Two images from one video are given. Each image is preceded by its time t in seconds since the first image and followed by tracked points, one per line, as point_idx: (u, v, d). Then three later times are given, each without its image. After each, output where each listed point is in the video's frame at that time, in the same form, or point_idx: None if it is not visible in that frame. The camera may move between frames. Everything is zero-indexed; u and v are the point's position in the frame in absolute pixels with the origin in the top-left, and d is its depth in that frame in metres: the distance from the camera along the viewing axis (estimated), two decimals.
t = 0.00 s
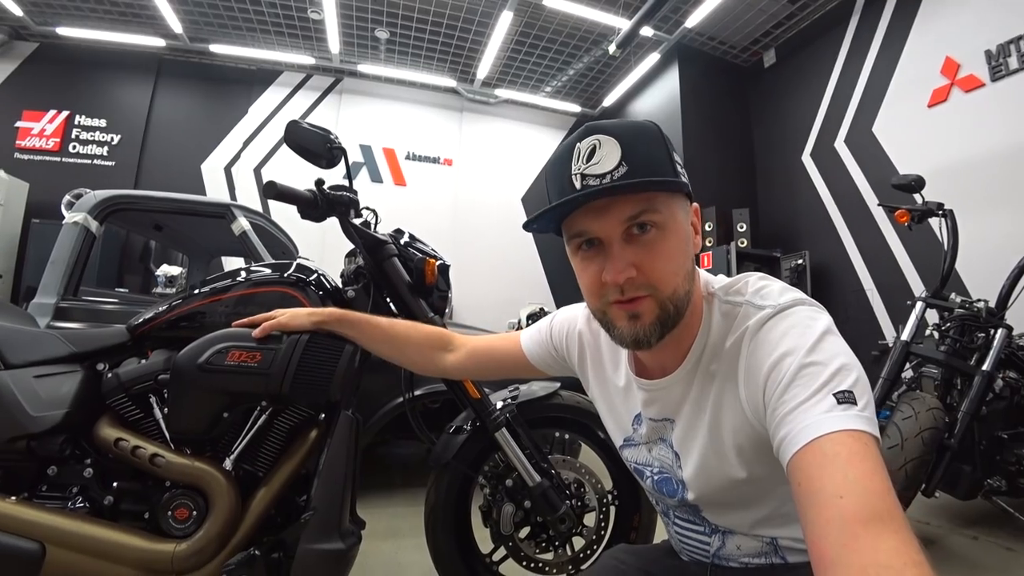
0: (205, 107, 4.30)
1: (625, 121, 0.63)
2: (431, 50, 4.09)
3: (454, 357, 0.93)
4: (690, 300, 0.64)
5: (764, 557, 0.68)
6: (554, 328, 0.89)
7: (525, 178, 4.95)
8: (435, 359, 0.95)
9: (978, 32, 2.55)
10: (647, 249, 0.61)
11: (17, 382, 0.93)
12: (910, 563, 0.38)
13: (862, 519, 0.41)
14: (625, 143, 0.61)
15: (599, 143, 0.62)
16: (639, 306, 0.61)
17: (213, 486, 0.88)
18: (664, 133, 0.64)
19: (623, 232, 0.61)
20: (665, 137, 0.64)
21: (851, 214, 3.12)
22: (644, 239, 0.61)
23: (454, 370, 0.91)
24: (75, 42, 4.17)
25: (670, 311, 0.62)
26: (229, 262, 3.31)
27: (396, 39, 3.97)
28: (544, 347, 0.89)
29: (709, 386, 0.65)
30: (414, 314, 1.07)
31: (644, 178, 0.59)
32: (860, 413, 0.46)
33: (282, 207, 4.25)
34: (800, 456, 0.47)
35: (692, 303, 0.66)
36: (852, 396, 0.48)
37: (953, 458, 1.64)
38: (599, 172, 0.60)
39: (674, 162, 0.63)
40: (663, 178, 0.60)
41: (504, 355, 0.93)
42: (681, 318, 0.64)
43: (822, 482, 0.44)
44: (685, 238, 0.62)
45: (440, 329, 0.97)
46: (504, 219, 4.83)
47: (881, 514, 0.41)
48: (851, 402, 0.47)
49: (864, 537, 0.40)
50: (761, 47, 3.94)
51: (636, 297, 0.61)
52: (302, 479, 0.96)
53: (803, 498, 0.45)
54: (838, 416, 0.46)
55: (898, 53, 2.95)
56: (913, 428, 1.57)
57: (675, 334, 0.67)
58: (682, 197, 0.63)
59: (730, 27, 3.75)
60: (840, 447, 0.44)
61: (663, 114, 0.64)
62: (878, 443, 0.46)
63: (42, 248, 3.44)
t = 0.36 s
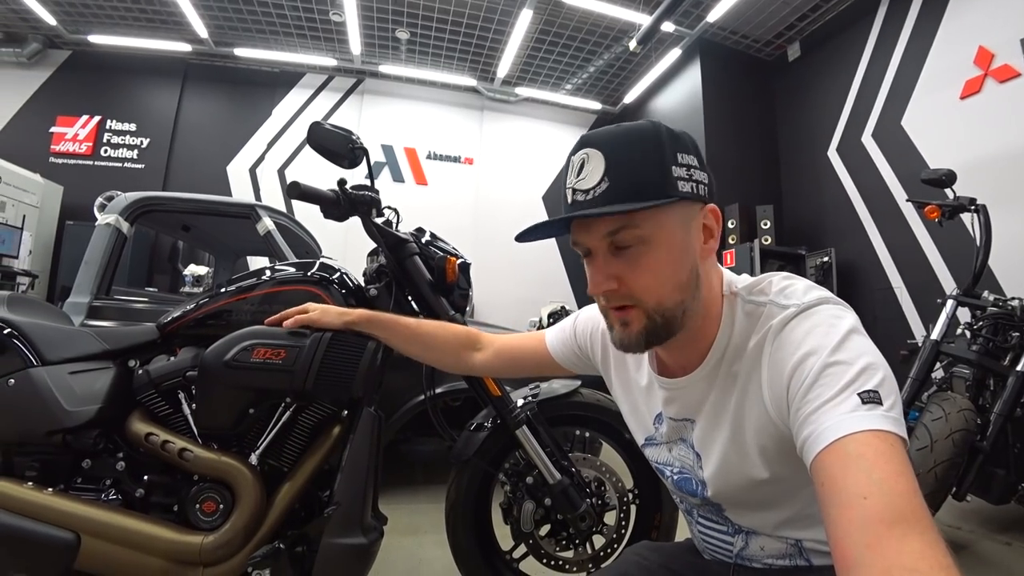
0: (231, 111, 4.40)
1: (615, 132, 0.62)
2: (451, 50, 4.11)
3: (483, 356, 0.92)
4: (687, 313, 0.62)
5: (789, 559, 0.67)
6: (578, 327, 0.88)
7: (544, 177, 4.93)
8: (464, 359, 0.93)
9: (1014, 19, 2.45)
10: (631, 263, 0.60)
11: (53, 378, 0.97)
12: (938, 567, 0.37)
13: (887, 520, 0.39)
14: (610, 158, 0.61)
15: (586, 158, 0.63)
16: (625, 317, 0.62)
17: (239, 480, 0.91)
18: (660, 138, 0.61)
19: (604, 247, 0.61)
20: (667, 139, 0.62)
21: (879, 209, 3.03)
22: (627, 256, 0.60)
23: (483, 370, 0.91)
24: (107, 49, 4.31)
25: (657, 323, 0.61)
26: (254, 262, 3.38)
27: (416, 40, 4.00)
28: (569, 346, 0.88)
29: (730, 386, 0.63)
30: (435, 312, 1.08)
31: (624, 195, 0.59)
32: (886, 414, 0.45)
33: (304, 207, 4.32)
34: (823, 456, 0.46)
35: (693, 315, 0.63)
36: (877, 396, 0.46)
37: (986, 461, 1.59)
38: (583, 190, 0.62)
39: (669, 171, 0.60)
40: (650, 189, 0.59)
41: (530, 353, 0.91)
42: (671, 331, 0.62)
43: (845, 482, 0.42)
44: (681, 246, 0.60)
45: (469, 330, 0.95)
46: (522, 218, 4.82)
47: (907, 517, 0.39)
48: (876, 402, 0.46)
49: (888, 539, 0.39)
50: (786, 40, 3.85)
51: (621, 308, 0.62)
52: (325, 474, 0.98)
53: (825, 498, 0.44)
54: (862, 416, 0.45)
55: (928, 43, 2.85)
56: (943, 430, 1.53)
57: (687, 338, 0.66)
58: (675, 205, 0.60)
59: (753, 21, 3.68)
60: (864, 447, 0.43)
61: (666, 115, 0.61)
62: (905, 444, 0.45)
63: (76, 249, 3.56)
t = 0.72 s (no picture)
0: (246, 110, 4.44)
1: (611, 139, 0.62)
2: (464, 49, 4.11)
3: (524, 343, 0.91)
4: (672, 318, 0.63)
5: (811, 566, 0.65)
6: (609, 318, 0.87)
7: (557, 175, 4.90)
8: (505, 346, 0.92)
9: None
10: (619, 266, 0.62)
11: (69, 376, 0.98)
12: None
13: (916, 530, 0.38)
14: (601, 166, 0.62)
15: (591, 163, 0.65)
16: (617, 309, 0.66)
17: (252, 480, 0.91)
18: (646, 146, 0.59)
19: (599, 247, 0.64)
20: (656, 147, 0.59)
21: (898, 208, 2.96)
22: (615, 258, 0.62)
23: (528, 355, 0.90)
24: (126, 51, 4.37)
25: (638, 323, 0.64)
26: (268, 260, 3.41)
27: (429, 39, 4.00)
28: (600, 336, 0.87)
29: (753, 385, 0.62)
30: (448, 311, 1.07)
31: (606, 204, 0.61)
32: (916, 419, 0.43)
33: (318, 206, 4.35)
34: (848, 460, 0.44)
35: (682, 320, 0.63)
36: (907, 400, 0.44)
37: (1010, 466, 1.54)
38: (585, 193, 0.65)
39: (646, 184, 0.58)
40: (622, 206, 0.59)
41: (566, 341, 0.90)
42: (654, 333, 0.64)
43: (871, 488, 0.41)
44: (661, 257, 0.60)
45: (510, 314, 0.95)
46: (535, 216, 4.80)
47: (937, 527, 0.37)
48: (906, 406, 0.44)
49: (915, 548, 0.37)
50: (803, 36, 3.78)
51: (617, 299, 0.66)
52: (337, 474, 0.98)
53: (849, 504, 0.42)
54: (890, 420, 0.43)
55: (950, 38, 2.78)
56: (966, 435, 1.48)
57: (693, 336, 0.66)
58: (656, 217, 0.59)
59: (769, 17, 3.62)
60: (892, 453, 0.41)
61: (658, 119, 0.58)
62: (937, 451, 0.43)
63: (95, 247, 3.62)
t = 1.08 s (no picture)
0: (252, 106, 4.44)
1: (631, 134, 0.61)
2: (470, 44, 4.08)
3: (530, 362, 0.90)
4: (682, 318, 0.62)
5: (819, 567, 0.64)
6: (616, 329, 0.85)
7: (563, 172, 4.88)
8: (513, 364, 0.91)
9: None
10: (631, 265, 0.61)
11: (74, 372, 0.98)
12: None
13: (928, 532, 0.36)
14: (619, 160, 0.61)
15: (606, 158, 0.64)
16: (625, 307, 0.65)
17: (256, 476, 0.91)
18: (668, 142, 0.58)
19: (612, 243, 0.63)
20: (677, 144, 0.58)
21: (908, 204, 2.93)
22: (628, 255, 0.61)
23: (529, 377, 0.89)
24: (133, 48, 4.39)
25: (646, 323, 0.62)
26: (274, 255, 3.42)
27: (435, 34, 3.98)
28: (608, 347, 0.86)
29: (762, 386, 0.61)
30: (454, 308, 1.06)
31: (622, 198, 0.60)
32: (927, 420, 0.42)
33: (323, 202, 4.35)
34: (857, 462, 0.43)
35: (692, 321, 0.62)
36: (917, 402, 0.43)
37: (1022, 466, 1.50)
38: (600, 188, 0.64)
39: (666, 180, 0.57)
40: (641, 201, 0.58)
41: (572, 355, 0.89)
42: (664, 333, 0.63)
43: (881, 490, 0.40)
44: (675, 256, 0.59)
45: (519, 338, 0.93)
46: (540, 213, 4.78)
47: (949, 529, 0.36)
48: (916, 408, 0.42)
49: (927, 551, 0.36)
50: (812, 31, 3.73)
51: (625, 298, 0.65)
52: (341, 471, 0.98)
53: (858, 506, 0.41)
54: (901, 421, 0.41)
55: (962, 32, 2.73)
56: (977, 434, 1.45)
57: (702, 337, 0.65)
58: (675, 215, 0.58)
59: (778, 11, 3.57)
60: (902, 454, 0.40)
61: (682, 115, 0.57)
62: (947, 453, 0.42)
63: (102, 243, 3.65)
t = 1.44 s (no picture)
0: (252, 103, 4.43)
1: (640, 131, 0.60)
2: (470, 40, 4.06)
3: (534, 362, 0.90)
4: (692, 319, 0.61)
5: (824, 567, 0.63)
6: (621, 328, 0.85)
7: (564, 168, 4.87)
8: (516, 364, 0.90)
9: None
10: (640, 266, 0.60)
11: (74, 371, 0.98)
12: None
13: (935, 532, 0.36)
14: (628, 158, 0.60)
15: (614, 156, 0.63)
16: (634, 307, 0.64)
17: (257, 474, 0.90)
18: (679, 140, 0.57)
19: (620, 243, 0.62)
20: (688, 141, 0.57)
21: (910, 200, 2.92)
22: (636, 255, 0.61)
23: (533, 377, 0.89)
24: (132, 44, 4.37)
25: (657, 324, 0.62)
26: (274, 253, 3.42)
27: (435, 30, 3.96)
28: (612, 347, 0.85)
29: (769, 384, 0.60)
30: (455, 305, 1.06)
31: (631, 197, 0.59)
32: (936, 419, 0.41)
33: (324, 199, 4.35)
34: (864, 461, 0.42)
35: (702, 322, 0.61)
36: (926, 400, 0.42)
37: None
38: (608, 187, 0.63)
39: (677, 179, 0.57)
40: (651, 201, 0.57)
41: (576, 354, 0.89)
42: (673, 334, 0.62)
43: (887, 489, 0.39)
44: (684, 256, 0.58)
45: (520, 340, 0.93)
46: (541, 209, 4.77)
47: (957, 529, 0.36)
48: (925, 406, 0.42)
49: (934, 551, 0.35)
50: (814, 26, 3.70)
51: (634, 298, 0.64)
52: (343, 469, 0.97)
53: (864, 505, 0.41)
54: (909, 420, 0.41)
55: (966, 26, 2.71)
56: (980, 431, 1.44)
57: (713, 337, 0.64)
58: (685, 215, 0.57)
59: (780, 6, 3.54)
60: (911, 454, 0.39)
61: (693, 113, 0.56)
62: (956, 452, 0.41)
63: (103, 240, 3.64)
